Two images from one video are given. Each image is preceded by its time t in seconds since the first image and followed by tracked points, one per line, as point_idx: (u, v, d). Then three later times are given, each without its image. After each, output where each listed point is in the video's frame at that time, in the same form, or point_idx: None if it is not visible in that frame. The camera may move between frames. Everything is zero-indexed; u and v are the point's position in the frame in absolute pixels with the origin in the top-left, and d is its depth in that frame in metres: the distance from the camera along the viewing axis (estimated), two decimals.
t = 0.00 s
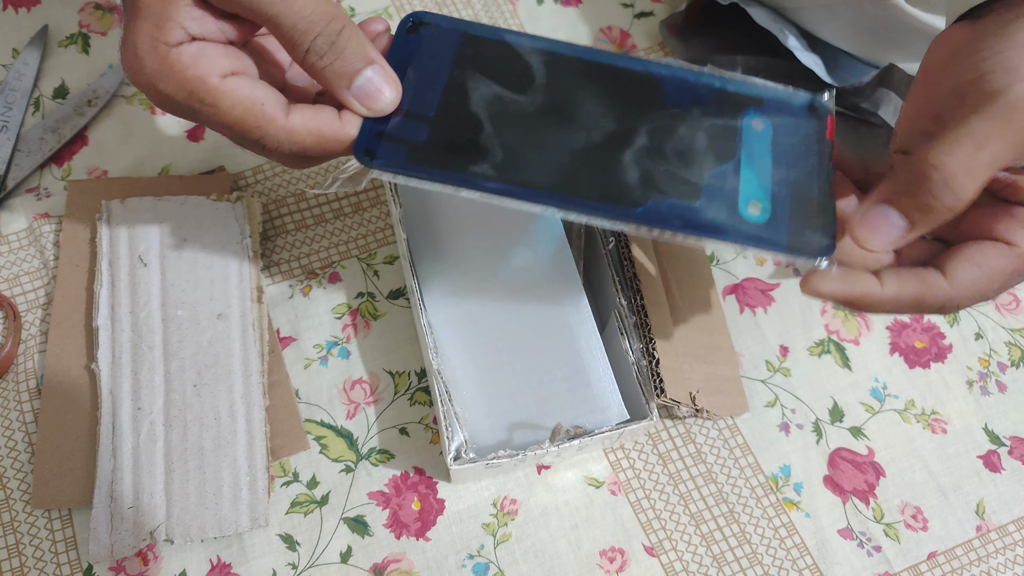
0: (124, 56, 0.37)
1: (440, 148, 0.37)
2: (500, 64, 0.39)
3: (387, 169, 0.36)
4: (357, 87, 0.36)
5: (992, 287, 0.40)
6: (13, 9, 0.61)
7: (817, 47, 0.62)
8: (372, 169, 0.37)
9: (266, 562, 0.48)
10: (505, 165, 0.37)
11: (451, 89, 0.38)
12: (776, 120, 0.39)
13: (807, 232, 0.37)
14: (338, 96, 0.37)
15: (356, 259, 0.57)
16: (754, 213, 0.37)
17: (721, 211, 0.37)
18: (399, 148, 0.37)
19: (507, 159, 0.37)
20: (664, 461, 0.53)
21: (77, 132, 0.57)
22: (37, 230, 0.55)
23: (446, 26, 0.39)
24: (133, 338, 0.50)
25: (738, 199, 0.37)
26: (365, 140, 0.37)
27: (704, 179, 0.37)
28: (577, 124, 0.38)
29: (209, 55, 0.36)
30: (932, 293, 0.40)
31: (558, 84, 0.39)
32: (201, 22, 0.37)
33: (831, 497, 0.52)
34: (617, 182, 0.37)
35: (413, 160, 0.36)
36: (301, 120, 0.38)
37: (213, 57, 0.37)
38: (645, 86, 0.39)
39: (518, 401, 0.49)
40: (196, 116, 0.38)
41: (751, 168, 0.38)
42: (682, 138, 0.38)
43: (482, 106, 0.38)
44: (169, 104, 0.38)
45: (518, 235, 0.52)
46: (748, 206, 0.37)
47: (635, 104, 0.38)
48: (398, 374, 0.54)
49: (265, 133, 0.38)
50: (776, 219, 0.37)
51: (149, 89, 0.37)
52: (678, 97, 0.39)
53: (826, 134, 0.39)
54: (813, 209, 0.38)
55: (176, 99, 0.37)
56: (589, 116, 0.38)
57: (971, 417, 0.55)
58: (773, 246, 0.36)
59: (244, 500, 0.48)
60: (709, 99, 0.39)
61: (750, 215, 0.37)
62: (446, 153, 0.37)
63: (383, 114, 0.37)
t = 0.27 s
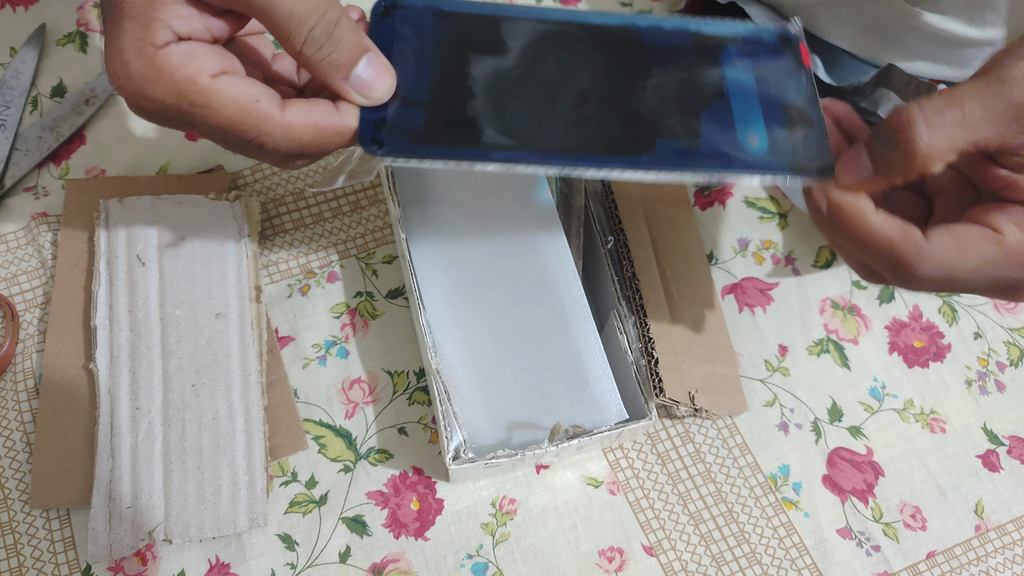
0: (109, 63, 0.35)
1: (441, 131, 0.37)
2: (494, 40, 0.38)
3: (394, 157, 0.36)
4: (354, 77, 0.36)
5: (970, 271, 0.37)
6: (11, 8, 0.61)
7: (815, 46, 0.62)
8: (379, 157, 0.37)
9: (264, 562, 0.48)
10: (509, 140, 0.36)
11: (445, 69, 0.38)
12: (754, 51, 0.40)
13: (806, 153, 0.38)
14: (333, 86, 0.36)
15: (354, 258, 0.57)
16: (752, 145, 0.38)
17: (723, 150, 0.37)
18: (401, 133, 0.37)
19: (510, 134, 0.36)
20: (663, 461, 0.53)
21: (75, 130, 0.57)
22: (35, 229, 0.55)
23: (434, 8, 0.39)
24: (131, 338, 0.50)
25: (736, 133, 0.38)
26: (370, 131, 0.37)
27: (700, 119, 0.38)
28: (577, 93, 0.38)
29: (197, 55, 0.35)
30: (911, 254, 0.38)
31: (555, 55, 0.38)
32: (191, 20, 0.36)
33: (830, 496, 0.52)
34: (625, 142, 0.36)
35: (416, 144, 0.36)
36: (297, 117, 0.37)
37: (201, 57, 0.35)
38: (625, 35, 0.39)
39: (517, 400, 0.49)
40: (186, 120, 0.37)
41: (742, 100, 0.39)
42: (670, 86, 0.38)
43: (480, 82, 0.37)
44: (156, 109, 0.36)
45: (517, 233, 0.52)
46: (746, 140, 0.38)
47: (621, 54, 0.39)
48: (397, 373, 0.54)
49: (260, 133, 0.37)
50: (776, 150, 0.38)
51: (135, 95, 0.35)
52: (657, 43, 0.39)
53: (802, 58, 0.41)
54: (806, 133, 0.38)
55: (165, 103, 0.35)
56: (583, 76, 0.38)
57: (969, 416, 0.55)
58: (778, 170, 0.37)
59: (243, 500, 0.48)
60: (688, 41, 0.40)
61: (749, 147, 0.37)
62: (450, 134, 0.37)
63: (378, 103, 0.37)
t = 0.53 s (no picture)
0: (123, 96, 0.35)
1: (462, 133, 0.36)
2: (494, 39, 0.39)
3: (423, 168, 0.35)
4: (371, 91, 0.35)
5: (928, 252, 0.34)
6: (12, 6, 0.61)
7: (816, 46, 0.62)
8: (407, 172, 0.35)
9: (264, 560, 0.48)
10: (526, 139, 0.36)
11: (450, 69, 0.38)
12: (747, 37, 0.42)
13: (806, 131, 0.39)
14: (350, 102, 0.36)
15: (354, 256, 0.57)
16: (755, 129, 0.39)
17: (728, 134, 0.38)
18: (422, 141, 0.36)
19: (525, 132, 0.36)
20: (663, 459, 0.53)
21: (76, 128, 0.57)
22: (35, 227, 0.55)
23: (433, 12, 0.39)
24: (131, 335, 0.50)
25: (737, 118, 0.39)
26: (391, 141, 0.36)
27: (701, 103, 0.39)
28: (584, 89, 0.38)
29: (214, 83, 0.35)
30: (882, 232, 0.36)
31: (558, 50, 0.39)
32: (203, 44, 0.36)
33: (830, 495, 0.52)
34: (642, 135, 0.37)
35: (442, 152, 0.35)
36: (316, 134, 0.37)
37: (218, 85, 0.36)
38: (622, 24, 0.41)
39: (517, 399, 0.49)
40: (210, 151, 0.37)
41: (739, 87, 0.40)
42: (669, 71, 0.40)
43: (487, 79, 0.37)
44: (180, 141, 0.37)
45: (518, 232, 0.52)
46: (748, 124, 0.39)
47: (623, 39, 0.40)
48: (397, 372, 0.54)
49: (283, 153, 0.37)
50: (780, 132, 0.39)
51: (157, 128, 0.36)
52: (652, 30, 0.41)
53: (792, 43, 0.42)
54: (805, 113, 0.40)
55: (188, 135, 0.36)
56: (588, 65, 0.39)
57: (969, 416, 0.55)
58: (783, 147, 0.38)
59: (243, 498, 0.48)
60: (685, 29, 0.41)
61: (752, 130, 0.39)
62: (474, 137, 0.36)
63: (395, 113, 0.36)
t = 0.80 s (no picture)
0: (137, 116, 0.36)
1: (469, 146, 0.36)
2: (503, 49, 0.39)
3: (433, 180, 0.36)
4: (379, 103, 0.35)
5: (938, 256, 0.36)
6: (12, 3, 0.61)
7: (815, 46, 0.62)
8: (416, 185, 0.36)
9: (262, 559, 0.48)
10: (533, 149, 0.36)
11: (459, 76, 0.38)
12: (761, 40, 0.42)
13: (817, 137, 0.39)
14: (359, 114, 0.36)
15: (354, 255, 0.57)
16: (764, 137, 0.39)
17: (738, 141, 0.38)
18: (431, 154, 0.37)
19: (531, 141, 0.37)
20: (661, 459, 0.53)
21: (75, 126, 0.57)
22: (34, 225, 0.55)
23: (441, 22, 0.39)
24: (130, 334, 0.50)
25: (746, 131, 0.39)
26: (401, 155, 0.37)
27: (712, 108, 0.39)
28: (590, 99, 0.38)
29: (224, 102, 0.36)
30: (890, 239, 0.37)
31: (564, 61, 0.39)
32: (214, 65, 0.36)
33: (828, 496, 0.52)
34: (648, 144, 0.37)
35: (451, 165, 0.36)
36: (327, 146, 0.37)
37: (229, 104, 0.36)
38: (633, 28, 0.41)
39: (515, 399, 0.49)
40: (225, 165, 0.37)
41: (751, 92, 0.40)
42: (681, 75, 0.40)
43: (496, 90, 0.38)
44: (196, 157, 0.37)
45: (518, 232, 0.52)
46: (757, 131, 0.39)
47: (634, 44, 0.40)
48: (395, 371, 0.54)
49: (294, 165, 0.37)
50: (789, 141, 0.39)
51: (172, 148, 0.36)
52: (664, 35, 0.41)
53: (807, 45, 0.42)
54: (817, 119, 0.40)
55: (203, 153, 0.36)
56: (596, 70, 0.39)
57: (967, 417, 0.55)
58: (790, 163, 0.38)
59: (242, 496, 0.48)
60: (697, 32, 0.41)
61: (761, 138, 0.39)
62: (483, 150, 0.36)
63: (403, 126, 0.36)
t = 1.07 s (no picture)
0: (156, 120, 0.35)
1: (480, 146, 0.37)
2: (515, 52, 0.40)
3: (446, 178, 0.37)
4: (395, 102, 0.36)
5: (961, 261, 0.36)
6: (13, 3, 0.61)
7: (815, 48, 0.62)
8: (431, 182, 0.37)
9: (261, 558, 0.48)
10: (541, 148, 0.37)
11: (472, 81, 0.39)
12: (773, 45, 0.42)
13: (828, 142, 0.40)
14: (375, 113, 0.36)
15: (353, 255, 0.57)
16: (776, 141, 0.39)
17: (748, 145, 0.39)
18: (445, 153, 0.37)
19: (540, 140, 0.37)
20: (660, 460, 0.53)
21: (76, 126, 0.57)
22: (35, 225, 0.55)
23: (457, 23, 0.40)
24: (130, 333, 0.50)
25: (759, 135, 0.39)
26: (416, 153, 0.37)
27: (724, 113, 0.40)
28: (595, 102, 0.39)
29: (246, 103, 0.35)
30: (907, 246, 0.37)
31: (572, 64, 0.40)
32: (237, 67, 0.35)
33: (827, 497, 0.52)
34: (656, 146, 0.38)
35: (463, 163, 0.37)
36: (347, 149, 0.37)
37: (252, 106, 0.35)
38: (645, 33, 0.41)
39: (515, 399, 0.49)
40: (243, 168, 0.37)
41: (762, 96, 0.40)
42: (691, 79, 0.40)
43: (506, 93, 0.39)
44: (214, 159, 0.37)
45: (518, 233, 0.52)
46: (769, 135, 0.39)
47: (645, 49, 0.41)
48: (394, 371, 0.54)
49: (313, 169, 0.37)
50: (801, 145, 0.39)
51: (191, 151, 0.36)
52: (676, 39, 0.41)
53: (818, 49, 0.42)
54: (828, 124, 0.40)
55: (223, 156, 0.36)
56: (605, 75, 0.40)
57: (966, 418, 0.55)
58: (804, 166, 0.39)
59: (241, 496, 0.48)
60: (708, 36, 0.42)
61: (773, 142, 0.39)
62: (494, 150, 0.37)
63: (418, 123, 0.37)
